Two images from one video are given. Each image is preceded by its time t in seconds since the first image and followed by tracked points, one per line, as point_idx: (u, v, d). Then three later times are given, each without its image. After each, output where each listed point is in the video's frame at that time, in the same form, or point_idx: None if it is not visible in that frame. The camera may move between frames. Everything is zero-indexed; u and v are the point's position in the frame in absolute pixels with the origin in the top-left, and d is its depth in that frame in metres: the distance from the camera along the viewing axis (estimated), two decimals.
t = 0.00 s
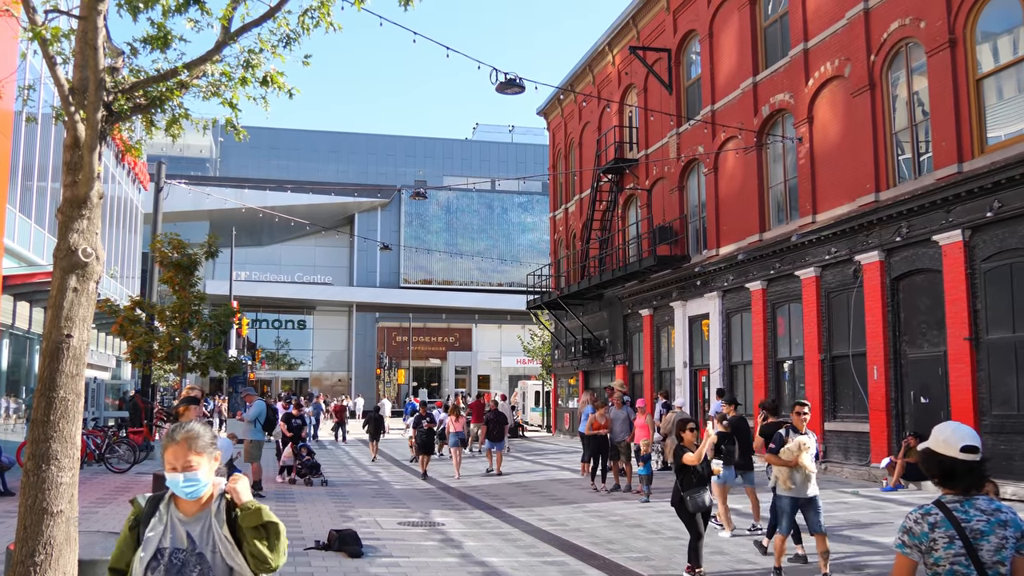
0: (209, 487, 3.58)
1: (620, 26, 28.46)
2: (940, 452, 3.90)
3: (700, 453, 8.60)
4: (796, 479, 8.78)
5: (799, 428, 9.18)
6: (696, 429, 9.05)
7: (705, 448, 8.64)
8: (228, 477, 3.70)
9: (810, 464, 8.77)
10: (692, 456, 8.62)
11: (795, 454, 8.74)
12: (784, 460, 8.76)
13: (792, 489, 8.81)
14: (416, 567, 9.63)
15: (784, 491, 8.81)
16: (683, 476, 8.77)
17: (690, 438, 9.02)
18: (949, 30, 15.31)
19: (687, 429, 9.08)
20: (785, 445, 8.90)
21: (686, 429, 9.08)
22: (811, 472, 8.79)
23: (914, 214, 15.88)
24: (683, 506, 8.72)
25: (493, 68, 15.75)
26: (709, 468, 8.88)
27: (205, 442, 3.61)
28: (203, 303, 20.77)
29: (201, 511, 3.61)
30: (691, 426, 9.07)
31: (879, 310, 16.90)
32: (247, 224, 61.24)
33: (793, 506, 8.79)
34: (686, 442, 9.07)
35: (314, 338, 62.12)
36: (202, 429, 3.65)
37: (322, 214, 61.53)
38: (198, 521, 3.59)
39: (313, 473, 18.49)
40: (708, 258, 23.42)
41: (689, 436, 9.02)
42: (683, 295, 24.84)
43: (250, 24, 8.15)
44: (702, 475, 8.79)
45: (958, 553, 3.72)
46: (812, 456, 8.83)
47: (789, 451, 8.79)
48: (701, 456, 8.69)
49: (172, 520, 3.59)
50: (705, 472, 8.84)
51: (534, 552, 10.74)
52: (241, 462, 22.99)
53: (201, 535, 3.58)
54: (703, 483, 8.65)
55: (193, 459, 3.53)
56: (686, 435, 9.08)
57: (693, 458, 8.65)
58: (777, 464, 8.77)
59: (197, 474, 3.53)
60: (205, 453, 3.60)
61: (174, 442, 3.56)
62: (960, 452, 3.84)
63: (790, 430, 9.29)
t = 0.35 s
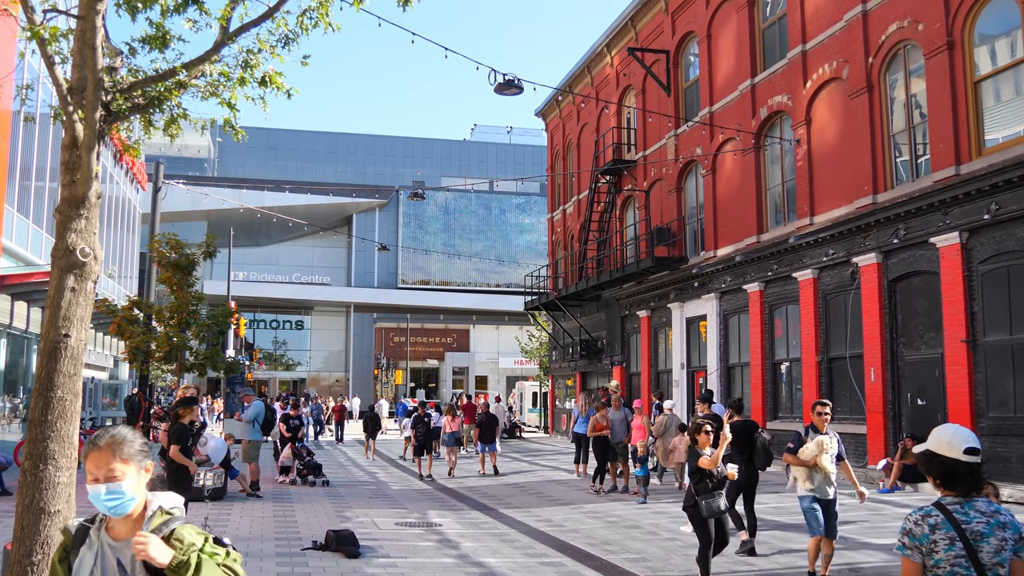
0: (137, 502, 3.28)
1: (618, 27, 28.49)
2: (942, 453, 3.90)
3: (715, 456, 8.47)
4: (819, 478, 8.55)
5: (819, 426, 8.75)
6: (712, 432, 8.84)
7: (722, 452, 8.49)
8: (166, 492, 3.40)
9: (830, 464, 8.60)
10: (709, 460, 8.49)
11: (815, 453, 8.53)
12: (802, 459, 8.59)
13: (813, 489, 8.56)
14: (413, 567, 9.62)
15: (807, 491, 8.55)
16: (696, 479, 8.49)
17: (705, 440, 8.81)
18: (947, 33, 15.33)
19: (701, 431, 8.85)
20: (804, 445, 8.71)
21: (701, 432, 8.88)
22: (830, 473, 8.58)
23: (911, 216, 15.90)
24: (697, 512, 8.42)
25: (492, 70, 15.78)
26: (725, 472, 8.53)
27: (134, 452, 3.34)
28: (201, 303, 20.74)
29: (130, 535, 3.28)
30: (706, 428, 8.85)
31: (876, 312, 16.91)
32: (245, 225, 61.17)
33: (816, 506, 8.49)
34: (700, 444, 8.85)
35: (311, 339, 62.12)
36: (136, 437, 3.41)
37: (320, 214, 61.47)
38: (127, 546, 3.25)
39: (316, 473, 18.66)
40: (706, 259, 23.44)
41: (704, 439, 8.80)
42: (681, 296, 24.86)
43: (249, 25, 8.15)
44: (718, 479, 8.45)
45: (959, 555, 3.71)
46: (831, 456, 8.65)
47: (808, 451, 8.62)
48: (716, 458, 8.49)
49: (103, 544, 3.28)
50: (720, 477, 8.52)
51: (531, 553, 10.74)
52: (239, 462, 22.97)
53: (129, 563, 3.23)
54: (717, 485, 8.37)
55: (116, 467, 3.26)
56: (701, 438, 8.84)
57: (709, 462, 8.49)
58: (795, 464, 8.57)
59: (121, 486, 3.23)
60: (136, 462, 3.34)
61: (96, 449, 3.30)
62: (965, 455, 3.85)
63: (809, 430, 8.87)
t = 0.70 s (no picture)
0: (51, 506, 2.90)
1: (617, 28, 28.50)
2: (945, 455, 3.90)
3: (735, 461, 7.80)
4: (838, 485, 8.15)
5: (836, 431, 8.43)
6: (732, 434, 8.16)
7: (741, 456, 7.84)
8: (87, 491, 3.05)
9: (849, 471, 8.16)
10: (729, 465, 7.85)
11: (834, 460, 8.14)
12: (820, 467, 8.17)
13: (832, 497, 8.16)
14: (412, 568, 9.63)
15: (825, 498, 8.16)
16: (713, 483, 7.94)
17: (725, 443, 8.13)
18: (946, 34, 15.36)
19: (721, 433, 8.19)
20: (820, 452, 8.30)
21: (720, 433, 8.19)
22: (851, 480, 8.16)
23: (909, 218, 15.92)
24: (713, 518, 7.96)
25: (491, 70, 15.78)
26: (744, 476, 7.94)
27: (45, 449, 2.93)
28: (200, 303, 20.72)
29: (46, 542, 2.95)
30: (726, 429, 8.18)
31: (875, 313, 16.93)
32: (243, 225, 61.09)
33: (835, 514, 8.17)
34: (719, 447, 8.19)
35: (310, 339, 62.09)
36: (45, 433, 2.98)
37: (319, 215, 61.43)
38: (42, 555, 2.92)
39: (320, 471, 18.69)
40: (704, 260, 23.46)
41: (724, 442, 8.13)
42: (679, 297, 24.87)
43: (248, 25, 8.17)
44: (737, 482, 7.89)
45: (961, 556, 3.72)
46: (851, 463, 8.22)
47: (825, 458, 8.22)
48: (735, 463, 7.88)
49: (12, 556, 2.93)
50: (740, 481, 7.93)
51: (529, 554, 10.74)
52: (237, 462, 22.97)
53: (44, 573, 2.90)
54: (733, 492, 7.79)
55: (23, 471, 2.86)
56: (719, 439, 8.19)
57: (729, 466, 7.85)
58: (812, 471, 8.17)
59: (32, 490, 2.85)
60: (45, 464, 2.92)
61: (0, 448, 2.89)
62: (966, 456, 3.86)
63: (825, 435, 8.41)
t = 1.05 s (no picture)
0: None
1: (616, 29, 28.51)
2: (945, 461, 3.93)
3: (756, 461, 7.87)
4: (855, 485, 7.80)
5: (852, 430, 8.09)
6: (752, 434, 8.17)
7: (761, 455, 7.87)
8: None
9: (866, 470, 7.79)
10: (749, 465, 7.92)
11: (849, 459, 7.75)
12: (836, 466, 7.78)
13: (846, 499, 7.80)
14: (410, 568, 9.63)
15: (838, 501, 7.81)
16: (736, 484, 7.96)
17: (745, 443, 8.14)
18: (945, 36, 15.38)
19: (740, 434, 8.22)
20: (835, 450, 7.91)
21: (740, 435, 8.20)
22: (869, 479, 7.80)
23: (908, 219, 15.95)
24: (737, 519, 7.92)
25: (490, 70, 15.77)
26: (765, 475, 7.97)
27: None
28: (198, 303, 20.72)
29: None
30: (746, 430, 8.18)
31: (873, 315, 16.94)
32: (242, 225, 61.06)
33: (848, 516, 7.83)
34: (739, 447, 8.21)
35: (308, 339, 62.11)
36: None
37: (317, 215, 61.41)
38: None
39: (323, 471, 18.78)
40: (703, 261, 23.47)
41: (744, 443, 8.15)
42: (677, 297, 24.89)
43: (248, 25, 8.17)
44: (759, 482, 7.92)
45: (962, 558, 3.74)
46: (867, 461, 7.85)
47: (839, 457, 7.83)
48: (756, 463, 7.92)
49: None
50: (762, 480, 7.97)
51: (527, 554, 10.74)
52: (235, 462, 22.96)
53: None
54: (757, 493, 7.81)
55: None
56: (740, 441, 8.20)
57: (749, 466, 7.91)
58: (828, 472, 7.77)
59: None
60: None
61: None
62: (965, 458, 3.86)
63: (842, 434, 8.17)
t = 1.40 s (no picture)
0: None
1: (615, 29, 28.49)
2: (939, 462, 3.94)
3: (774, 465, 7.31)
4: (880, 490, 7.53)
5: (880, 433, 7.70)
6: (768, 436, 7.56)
7: (779, 460, 7.34)
8: None
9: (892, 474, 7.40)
10: (765, 469, 7.36)
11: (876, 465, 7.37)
12: (861, 471, 7.42)
13: (870, 502, 7.55)
14: (408, 569, 9.62)
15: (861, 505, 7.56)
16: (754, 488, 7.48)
17: (761, 447, 7.53)
18: (943, 37, 15.39)
19: (756, 437, 7.59)
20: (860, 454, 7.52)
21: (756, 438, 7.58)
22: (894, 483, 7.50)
23: (906, 220, 15.96)
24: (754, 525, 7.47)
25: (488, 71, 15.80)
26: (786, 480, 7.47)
27: None
28: (197, 303, 20.72)
29: None
30: (762, 432, 7.57)
31: (871, 316, 16.96)
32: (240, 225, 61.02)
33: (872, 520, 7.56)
34: (756, 451, 7.60)
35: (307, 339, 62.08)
36: None
37: (316, 215, 61.39)
38: None
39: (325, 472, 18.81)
40: (702, 262, 23.48)
41: (761, 447, 7.54)
42: (676, 298, 24.89)
43: (247, 25, 8.17)
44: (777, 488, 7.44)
45: (947, 559, 3.79)
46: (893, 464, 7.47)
47: (865, 461, 7.42)
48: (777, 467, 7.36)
49: None
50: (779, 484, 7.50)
51: (525, 555, 10.74)
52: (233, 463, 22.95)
53: None
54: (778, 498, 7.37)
55: None
56: (756, 444, 7.58)
57: (766, 471, 7.36)
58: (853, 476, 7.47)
59: None
60: None
61: None
62: (957, 459, 3.86)
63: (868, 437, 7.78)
